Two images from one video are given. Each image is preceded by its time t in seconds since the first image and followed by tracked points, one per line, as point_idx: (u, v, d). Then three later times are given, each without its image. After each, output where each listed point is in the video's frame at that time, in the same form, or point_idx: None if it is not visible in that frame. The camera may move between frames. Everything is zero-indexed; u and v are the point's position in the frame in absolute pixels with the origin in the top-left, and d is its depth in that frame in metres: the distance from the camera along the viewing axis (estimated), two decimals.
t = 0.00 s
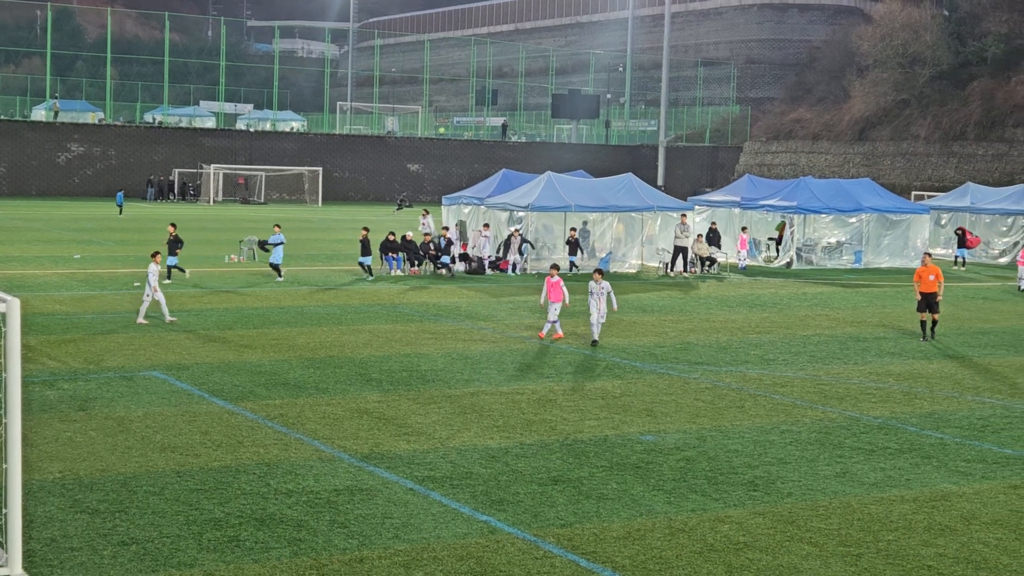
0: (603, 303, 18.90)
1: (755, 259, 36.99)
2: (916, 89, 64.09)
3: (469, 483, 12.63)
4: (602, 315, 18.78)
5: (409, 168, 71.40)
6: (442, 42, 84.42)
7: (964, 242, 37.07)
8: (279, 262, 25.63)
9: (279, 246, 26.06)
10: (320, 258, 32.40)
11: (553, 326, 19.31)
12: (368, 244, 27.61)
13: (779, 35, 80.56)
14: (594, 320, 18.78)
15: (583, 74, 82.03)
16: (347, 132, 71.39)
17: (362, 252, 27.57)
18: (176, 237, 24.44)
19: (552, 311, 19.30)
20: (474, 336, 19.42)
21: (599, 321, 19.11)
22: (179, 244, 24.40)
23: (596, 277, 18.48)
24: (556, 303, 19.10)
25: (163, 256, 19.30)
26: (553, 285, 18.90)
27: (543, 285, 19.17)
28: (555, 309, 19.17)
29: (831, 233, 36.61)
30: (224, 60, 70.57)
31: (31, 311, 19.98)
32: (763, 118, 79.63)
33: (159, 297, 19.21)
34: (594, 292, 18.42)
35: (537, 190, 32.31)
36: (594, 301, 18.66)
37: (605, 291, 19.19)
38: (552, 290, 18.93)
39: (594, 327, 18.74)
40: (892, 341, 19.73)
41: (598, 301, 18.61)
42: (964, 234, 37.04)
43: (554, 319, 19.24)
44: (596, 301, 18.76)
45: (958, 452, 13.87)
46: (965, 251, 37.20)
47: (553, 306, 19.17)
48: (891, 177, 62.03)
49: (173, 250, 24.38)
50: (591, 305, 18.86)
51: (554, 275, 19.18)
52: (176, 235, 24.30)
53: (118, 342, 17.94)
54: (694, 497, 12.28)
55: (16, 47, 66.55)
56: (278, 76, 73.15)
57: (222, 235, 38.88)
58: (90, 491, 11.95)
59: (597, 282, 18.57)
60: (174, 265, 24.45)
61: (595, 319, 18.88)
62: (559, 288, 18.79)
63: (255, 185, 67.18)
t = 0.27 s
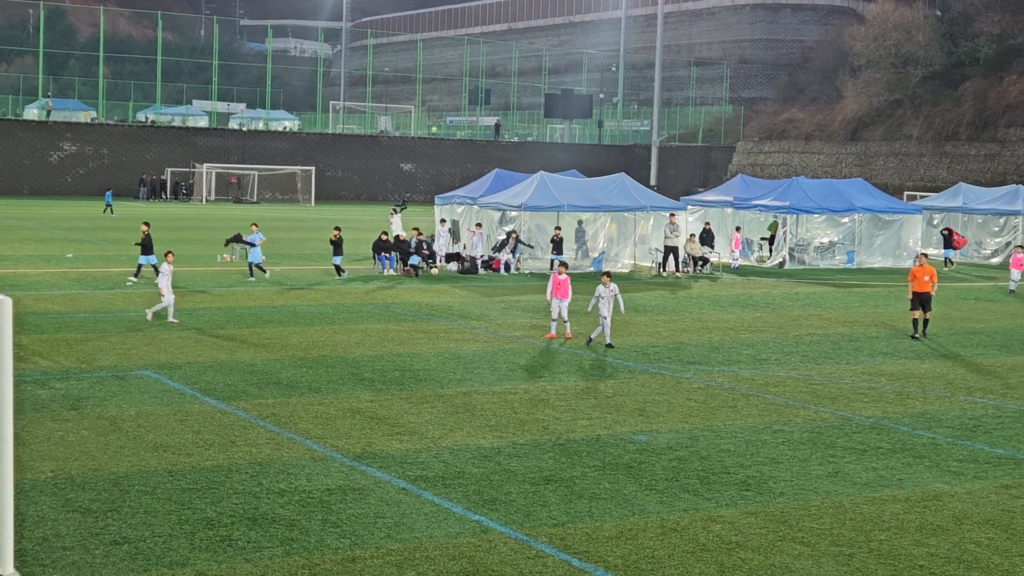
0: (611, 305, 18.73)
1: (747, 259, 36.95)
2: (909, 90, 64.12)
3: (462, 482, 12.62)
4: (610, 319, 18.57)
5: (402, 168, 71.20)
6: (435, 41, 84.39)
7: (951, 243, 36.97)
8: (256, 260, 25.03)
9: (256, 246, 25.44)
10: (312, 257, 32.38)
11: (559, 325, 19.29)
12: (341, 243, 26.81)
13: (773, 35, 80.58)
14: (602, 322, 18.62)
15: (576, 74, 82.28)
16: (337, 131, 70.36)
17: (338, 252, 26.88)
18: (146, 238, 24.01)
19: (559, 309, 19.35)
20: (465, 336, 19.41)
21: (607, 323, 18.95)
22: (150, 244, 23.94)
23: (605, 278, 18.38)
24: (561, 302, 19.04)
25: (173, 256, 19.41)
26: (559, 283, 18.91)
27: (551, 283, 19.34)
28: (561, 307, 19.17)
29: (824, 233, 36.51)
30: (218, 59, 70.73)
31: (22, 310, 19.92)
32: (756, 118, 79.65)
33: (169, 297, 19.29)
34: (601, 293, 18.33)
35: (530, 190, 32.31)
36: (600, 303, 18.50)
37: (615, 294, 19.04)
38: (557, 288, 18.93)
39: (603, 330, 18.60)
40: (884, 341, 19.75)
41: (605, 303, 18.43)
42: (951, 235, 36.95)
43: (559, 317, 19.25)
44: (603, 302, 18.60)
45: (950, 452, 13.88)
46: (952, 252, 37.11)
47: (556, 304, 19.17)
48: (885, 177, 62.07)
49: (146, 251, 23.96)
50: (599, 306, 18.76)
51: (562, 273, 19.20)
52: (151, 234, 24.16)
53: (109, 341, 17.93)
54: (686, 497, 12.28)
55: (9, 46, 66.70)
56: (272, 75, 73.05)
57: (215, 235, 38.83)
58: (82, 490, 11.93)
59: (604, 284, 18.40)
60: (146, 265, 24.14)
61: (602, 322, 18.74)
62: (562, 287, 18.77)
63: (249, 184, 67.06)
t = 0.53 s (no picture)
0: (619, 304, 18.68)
1: (740, 258, 37.14)
2: (901, 89, 64.18)
3: (454, 481, 12.62)
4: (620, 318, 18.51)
5: (394, 166, 71.00)
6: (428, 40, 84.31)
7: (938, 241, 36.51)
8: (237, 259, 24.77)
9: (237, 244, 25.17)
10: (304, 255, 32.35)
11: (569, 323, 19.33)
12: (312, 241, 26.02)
13: (765, 34, 80.53)
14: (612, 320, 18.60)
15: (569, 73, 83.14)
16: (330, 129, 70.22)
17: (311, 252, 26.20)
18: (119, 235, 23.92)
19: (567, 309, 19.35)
20: (457, 335, 19.43)
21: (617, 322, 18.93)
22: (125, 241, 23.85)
23: (613, 277, 18.38)
24: (571, 300, 19.00)
25: (180, 255, 19.36)
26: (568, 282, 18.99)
27: (563, 283, 19.47)
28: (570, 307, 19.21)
29: (817, 232, 36.64)
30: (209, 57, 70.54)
31: (15, 308, 19.86)
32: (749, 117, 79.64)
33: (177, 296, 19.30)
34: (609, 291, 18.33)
35: (522, 189, 32.31)
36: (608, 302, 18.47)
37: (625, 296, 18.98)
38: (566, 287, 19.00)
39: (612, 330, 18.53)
40: (876, 341, 19.79)
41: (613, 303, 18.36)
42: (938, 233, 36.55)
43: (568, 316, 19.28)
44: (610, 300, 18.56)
45: (941, 451, 13.91)
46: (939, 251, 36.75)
47: (566, 304, 19.24)
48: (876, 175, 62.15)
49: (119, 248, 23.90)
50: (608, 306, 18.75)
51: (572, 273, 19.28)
52: (121, 231, 24.00)
53: (102, 340, 17.90)
54: (678, 496, 12.29)
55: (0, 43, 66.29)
56: (264, 73, 72.88)
57: (208, 233, 38.73)
58: (73, 489, 11.92)
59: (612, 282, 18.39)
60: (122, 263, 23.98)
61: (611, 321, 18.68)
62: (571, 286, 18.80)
63: (241, 183, 66.94)
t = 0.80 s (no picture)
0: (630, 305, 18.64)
1: (732, 257, 37.07)
2: (893, 89, 64.24)
3: (446, 480, 12.62)
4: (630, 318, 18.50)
5: (387, 166, 70.91)
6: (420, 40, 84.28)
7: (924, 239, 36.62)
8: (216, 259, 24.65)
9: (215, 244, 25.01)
10: (296, 255, 32.33)
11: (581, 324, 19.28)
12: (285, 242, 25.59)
13: (757, 34, 80.51)
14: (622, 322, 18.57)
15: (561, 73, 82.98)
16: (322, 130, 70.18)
17: (281, 251, 25.78)
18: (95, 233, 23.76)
19: (578, 308, 19.32)
20: (449, 334, 19.46)
21: (628, 324, 18.90)
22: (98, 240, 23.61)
23: (625, 278, 18.40)
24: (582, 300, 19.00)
25: (188, 256, 19.22)
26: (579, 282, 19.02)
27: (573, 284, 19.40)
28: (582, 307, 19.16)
29: (809, 232, 36.68)
30: (202, 56, 70.17)
31: (5, 307, 19.83)
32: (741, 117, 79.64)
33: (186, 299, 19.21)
34: (621, 292, 18.33)
35: (515, 188, 32.31)
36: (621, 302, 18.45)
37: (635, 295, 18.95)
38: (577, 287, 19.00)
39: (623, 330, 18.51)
40: (868, 339, 19.84)
41: (625, 303, 18.36)
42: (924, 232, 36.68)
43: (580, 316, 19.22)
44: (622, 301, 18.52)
45: (933, 450, 13.93)
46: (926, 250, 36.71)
47: (577, 303, 19.19)
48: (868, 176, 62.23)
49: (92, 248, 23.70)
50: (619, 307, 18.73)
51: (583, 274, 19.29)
52: (95, 232, 23.62)
53: (93, 339, 17.90)
54: (670, 495, 12.30)
55: None
56: (256, 73, 72.74)
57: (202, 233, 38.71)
58: (65, 489, 11.89)
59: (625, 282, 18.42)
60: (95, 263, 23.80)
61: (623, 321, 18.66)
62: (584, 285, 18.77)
63: (233, 182, 66.81)
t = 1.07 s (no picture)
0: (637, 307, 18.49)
1: (725, 256, 37.30)
2: (886, 87, 64.26)
3: (438, 479, 12.63)
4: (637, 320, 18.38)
5: (380, 164, 70.83)
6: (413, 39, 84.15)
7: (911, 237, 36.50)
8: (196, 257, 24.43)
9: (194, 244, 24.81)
10: (288, 254, 32.28)
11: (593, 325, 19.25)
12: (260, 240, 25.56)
13: (750, 33, 80.46)
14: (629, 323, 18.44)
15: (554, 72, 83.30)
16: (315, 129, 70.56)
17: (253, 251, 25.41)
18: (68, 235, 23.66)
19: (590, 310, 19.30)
20: (442, 333, 19.46)
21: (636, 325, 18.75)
22: (72, 240, 23.58)
23: (632, 279, 18.26)
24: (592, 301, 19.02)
25: (196, 258, 19.10)
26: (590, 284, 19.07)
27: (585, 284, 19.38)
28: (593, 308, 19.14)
29: (801, 231, 36.57)
30: (195, 56, 70.41)
31: None
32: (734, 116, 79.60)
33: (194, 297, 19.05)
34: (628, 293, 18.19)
35: (508, 187, 32.34)
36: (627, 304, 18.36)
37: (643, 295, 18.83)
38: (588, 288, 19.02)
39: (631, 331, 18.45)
40: (861, 339, 19.85)
41: (633, 304, 18.27)
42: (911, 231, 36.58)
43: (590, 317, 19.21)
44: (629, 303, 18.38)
45: (924, 449, 13.96)
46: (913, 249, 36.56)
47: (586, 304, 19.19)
48: (861, 174, 62.23)
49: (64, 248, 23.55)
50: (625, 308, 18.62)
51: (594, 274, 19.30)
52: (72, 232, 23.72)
53: (85, 338, 17.89)
54: (663, 494, 12.31)
55: None
56: (249, 71, 72.58)
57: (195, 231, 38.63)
58: (57, 488, 11.88)
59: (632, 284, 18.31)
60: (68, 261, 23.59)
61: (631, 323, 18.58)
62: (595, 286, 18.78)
63: (225, 180, 66.69)
